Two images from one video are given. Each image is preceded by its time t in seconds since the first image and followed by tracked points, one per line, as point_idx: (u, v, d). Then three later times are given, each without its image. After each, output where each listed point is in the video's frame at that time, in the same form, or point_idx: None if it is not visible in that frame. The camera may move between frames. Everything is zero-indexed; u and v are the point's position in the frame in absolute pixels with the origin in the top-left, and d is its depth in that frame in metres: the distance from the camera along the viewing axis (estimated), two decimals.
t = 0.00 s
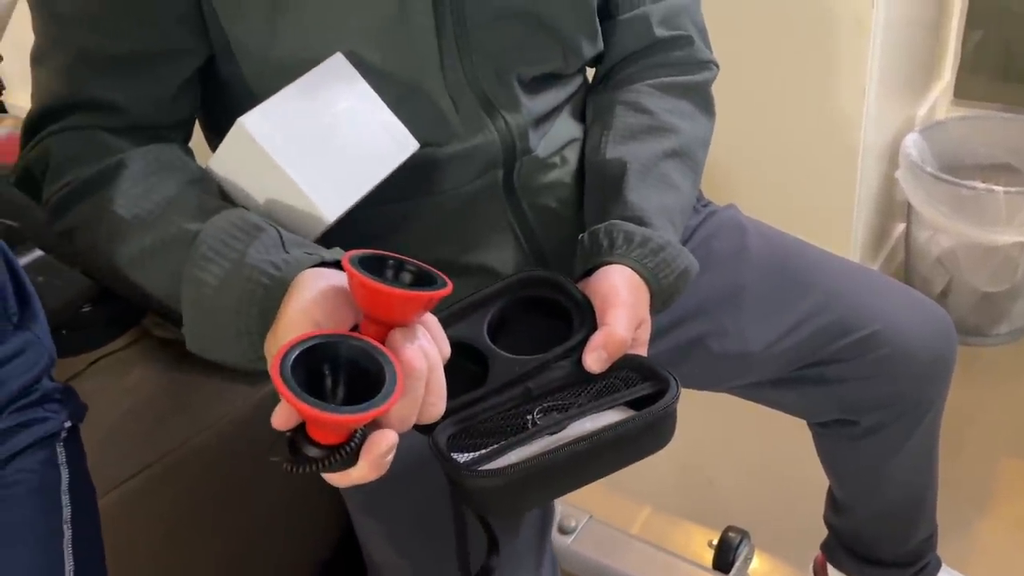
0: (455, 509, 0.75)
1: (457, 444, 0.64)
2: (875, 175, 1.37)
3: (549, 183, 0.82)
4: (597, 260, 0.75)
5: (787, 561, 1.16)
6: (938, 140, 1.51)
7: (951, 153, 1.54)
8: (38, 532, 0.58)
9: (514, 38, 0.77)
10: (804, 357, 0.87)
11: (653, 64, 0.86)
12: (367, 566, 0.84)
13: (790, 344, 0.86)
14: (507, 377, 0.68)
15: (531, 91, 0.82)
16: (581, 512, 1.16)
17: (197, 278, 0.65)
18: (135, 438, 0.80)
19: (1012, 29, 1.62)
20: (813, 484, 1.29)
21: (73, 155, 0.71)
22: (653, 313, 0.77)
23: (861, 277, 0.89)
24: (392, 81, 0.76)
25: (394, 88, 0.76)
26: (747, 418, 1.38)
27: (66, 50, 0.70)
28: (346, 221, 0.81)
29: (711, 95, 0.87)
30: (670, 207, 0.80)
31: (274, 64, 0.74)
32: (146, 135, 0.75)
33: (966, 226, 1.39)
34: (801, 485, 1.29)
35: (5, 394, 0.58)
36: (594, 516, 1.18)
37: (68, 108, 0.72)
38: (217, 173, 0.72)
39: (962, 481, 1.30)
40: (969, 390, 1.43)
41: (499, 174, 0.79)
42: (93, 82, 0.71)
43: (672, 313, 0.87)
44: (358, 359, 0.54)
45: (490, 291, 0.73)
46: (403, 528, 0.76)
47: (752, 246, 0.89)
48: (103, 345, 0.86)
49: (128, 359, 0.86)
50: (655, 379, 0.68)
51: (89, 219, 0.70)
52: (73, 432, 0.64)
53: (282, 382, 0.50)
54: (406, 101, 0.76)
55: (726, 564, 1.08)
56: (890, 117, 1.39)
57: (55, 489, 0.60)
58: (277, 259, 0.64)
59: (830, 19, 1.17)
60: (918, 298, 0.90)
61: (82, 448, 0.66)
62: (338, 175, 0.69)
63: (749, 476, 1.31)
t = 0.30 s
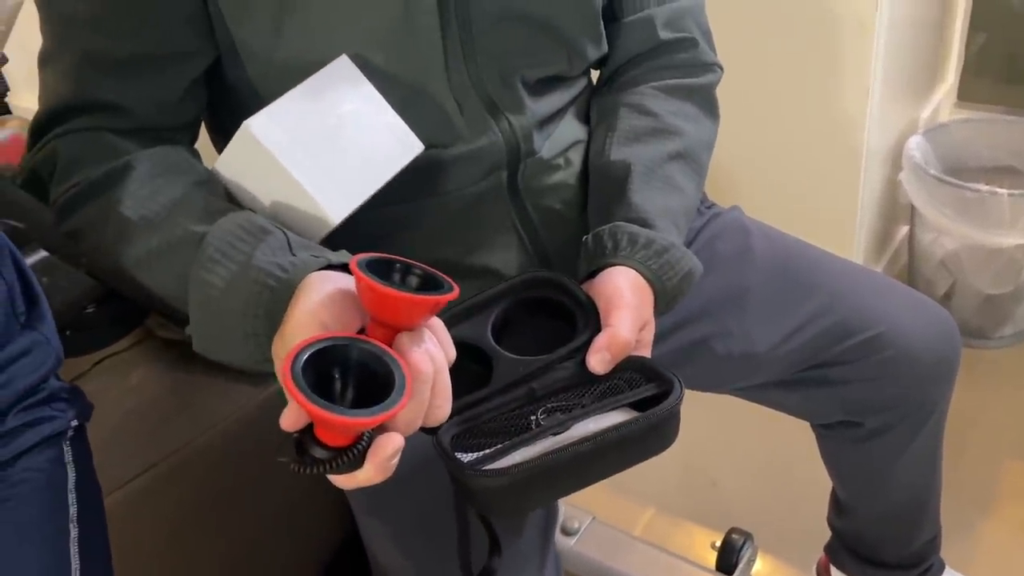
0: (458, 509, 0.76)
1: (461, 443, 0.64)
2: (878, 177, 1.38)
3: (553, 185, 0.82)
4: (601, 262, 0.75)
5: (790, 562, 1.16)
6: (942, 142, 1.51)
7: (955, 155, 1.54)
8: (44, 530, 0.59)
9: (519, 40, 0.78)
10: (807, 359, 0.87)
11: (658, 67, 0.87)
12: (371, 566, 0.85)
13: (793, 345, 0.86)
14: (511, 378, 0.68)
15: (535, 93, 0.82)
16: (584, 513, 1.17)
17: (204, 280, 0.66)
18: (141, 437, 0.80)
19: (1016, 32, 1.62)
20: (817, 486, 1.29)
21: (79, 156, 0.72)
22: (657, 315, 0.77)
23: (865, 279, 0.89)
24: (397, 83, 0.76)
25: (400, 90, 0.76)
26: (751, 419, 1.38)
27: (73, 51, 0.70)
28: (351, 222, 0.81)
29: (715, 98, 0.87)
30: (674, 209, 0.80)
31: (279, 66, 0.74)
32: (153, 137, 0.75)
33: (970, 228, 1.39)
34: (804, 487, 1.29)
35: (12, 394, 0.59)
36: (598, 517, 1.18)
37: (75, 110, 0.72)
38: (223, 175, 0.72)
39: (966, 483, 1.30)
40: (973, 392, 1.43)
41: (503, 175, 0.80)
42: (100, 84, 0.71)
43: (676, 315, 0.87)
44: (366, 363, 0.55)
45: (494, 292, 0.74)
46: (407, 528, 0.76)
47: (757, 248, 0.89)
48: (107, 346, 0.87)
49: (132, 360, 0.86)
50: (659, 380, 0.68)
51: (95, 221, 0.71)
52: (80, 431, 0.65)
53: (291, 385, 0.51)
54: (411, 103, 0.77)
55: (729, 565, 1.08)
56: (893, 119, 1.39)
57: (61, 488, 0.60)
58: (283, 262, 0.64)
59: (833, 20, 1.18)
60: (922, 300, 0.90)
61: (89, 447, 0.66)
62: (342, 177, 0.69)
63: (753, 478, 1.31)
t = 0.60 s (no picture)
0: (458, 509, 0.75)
1: (463, 443, 0.64)
2: (879, 178, 1.38)
3: (553, 185, 0.82)
4: (602, 261, 0.75)
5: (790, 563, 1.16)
6: (943, 143, 1.51)
7: (956, 156, 1.54)
8: (43, 527, 0.59)
9: (520, 39, 0.78)
10: (808, 358, 0.87)
11: (659, 66, 0.87)
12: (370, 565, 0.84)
13: (794, 345, 0.86)
14: (512, 377, 0.68)
15: (535, 92, 0.82)
16: (584, 514, 1.16)
17: (204, 280, 0.65)
18: (140, 435, 0.80)
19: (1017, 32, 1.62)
20: (817, 486, 1.29)
21: (80, 156, 0.72)
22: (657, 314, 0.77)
23: (865, 278, 0.89)
24: (396, 81, 0.76)
25: (399, 89, 0.76)
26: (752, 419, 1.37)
27: (73, 49, 0.70)
28: (351, 221, 0.81)
29: (716, 98, 0.87)
30: (674, 209, 0.80)
31: (278, 64, 0.74)
32: (153, 136, 0.75)
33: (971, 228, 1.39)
34: (804, 487, 1.29)
35: (11, 389, 0.59)
36: (597, 517, 1.18)
37: (75, 108, 0.72)
38: (222, 173, 0.72)
39: (966, 484, 1.30)
40: (973, 393, 1.43)
41: (503, 175, 0.80)
42: (101, 83, 0.71)
43: (676, 315, 0.87)
44: (374, 370, 0.55)
45: (494, 292, 0.74)
46: (407, 527, 0.76)
47: (758, 248, 0.89)
48: (107, 345, 0.87)
49: (132, 359, 0.86)
50: (659, 378, 0.68)
51: (96, 220, 0.71)
52: (79, 428, 0.65)
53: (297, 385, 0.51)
54: (411, 102, 0.77)
55: (729, 565, 1.08)
56: (894, 119, 1.39)
57: (60, 485, 0.60)
58: (285, 262, 0.64)
59: (834, 20, 1.18)
60: (923, 300, 0.90)
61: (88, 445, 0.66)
62: (340, 175, 0.70)
63: (754, 478, 1.31)
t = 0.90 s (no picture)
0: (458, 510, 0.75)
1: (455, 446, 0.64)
2: (883, 178, 1.37)
3: (553, 185, 0.82)
4: (597, 261, 0.75)
5: (792, 564, 1.16)
6: (947, 143, 1.51)
7: (960, 155, 1.53)
8: (45, 526, 0.58)
9: (520, 37, 0.77)
10: (812, 362, 0.87)
11: (662, 66, 0.86)
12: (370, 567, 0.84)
13: (796, 348, 0.86)
14: (505, 382, 0.68)
15: (535, 90, 0.81)
16: (586, 514, 1.16)
17: (194, 271, 0.65)
18: (140, 433, 0.80)
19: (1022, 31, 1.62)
20: (820, 487, 1.28)
21: (73, 146, 0.71)
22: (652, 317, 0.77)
23: (869, 281, 0.89)
24: (395, 78, 0.76)
25: (398, 86, 0.76)
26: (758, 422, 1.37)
27: (71, 44, 0.70)
28: (351, 220, 0.81)
29: (719, 98, 0.87)
30: (673, 210, 0.80)
31: (277, 61, 0.74)
32: (147, 127, 0.75)
33: (975, 229, 1.39)
34: (808, 488, 1.29)
35: (14, 388, 0.59)
36: (599, 518, 1.17)
37: (70, 98, 0.72)
38: (216, 166, 0.72)
39: (970, 486, 1.29)
40: (977, 394, 1.43)
41: (502, 174, 0.79)
42: (97, 74, 0.71)
43: (673, 320, 0.87)
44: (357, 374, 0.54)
45: (487, 301, 0.73)
46: (407, 528, 0.76)
47: (761, 250, 0.89)
48: (109, 345, 0.86)
49: (136, 357, 0.86)
50: (653, 379, 0.68)
51: (89, 210, 0.70)
52: (80, 427, 0.64)
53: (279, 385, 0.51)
54: (410, 100, 0.76)
55: (731, 566, 1.08)
56: (898, 119, 1.38)
57: (59, 485, 0.60)
58: (275, 255, 0.64)
59: (839, 18, 1.17)
60: (927, 303, 0.90)
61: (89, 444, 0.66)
62: (335, 172, 0.69)
63: (756, 478, 1.31)
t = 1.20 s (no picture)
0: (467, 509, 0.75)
1: (455, 443, 0.65)
2: (887, 179, 1.37)
3: (557, 187, 0.81)
4: (598, 261, 0.75)
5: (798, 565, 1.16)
6: (952, 144, 1.51)
7: (965, 157, 1.53)
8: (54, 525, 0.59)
9: (527, 38, 0.78)
10: (818, 363, 0.87)
11: (667, 67, 0.86)
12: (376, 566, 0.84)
13: (800, 349, 0.86)
14: (506, 379, 0.68)
15: (539, 91, 0.82)
16: (590, 515, 1.16)
17: (201, 273, 0.66)
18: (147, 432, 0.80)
19: None
20: (824, 487, 1.29)
21: (79, 145, 0.72)
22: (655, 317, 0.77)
23: (875, 284, 0.89)
24: (400, 80, 0.76)
25: (404, 87, 0.76)
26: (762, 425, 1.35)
27: (80, 45, 0.70)
28: (358, 220, 0.81)
29: (723, 100, 0.87)
30: (677, 211, 0.80)
31: (282, 62, 0.74)
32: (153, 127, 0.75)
33: (979, 230, 1.39)
34: (812, 489, 1.29)
35: (25, 387, 0.59)
36: (603, 519, 1.18)
37: (77, 100, 0.72)
38: (224, 169, 0.72)
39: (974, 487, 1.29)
40: (981, 395, 1.43)
41: (507, 174, 0.79)
42: (105, 74, 0.71)
43: (679, 320, 0.87)
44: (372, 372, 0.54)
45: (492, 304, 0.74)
46: (413, 527, 0.77)
47: (766, 252, 0.89)
48: (111, 344, 0.86)
49: (136, 357, 0.85)
50: (652, 378, 0.68)
51: (96, 209, 0.71)
52: (90, 427, 0.64)
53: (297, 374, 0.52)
54: (415, 101, 0.77)
55: (737, 567, 1.08)
56: (903, 120, 1.38)
57: (68, 483, 0.61)
58: (283, 254, 0.64)
59: (842, 19, 1.18)
60: (933, 306, 0.90)
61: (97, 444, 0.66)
62: (341, 173, 0.70)
63: (760, 479, 1.31)
